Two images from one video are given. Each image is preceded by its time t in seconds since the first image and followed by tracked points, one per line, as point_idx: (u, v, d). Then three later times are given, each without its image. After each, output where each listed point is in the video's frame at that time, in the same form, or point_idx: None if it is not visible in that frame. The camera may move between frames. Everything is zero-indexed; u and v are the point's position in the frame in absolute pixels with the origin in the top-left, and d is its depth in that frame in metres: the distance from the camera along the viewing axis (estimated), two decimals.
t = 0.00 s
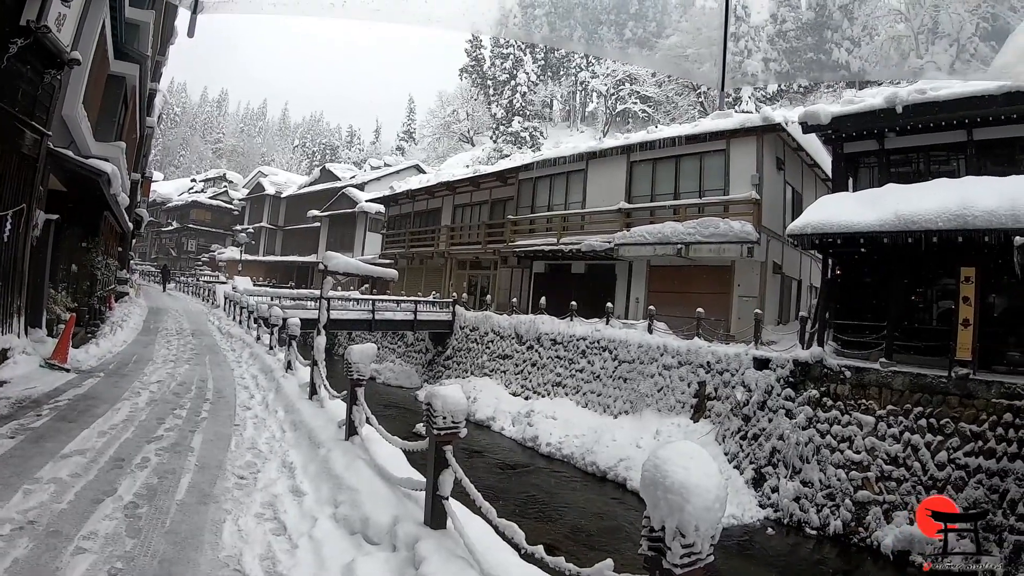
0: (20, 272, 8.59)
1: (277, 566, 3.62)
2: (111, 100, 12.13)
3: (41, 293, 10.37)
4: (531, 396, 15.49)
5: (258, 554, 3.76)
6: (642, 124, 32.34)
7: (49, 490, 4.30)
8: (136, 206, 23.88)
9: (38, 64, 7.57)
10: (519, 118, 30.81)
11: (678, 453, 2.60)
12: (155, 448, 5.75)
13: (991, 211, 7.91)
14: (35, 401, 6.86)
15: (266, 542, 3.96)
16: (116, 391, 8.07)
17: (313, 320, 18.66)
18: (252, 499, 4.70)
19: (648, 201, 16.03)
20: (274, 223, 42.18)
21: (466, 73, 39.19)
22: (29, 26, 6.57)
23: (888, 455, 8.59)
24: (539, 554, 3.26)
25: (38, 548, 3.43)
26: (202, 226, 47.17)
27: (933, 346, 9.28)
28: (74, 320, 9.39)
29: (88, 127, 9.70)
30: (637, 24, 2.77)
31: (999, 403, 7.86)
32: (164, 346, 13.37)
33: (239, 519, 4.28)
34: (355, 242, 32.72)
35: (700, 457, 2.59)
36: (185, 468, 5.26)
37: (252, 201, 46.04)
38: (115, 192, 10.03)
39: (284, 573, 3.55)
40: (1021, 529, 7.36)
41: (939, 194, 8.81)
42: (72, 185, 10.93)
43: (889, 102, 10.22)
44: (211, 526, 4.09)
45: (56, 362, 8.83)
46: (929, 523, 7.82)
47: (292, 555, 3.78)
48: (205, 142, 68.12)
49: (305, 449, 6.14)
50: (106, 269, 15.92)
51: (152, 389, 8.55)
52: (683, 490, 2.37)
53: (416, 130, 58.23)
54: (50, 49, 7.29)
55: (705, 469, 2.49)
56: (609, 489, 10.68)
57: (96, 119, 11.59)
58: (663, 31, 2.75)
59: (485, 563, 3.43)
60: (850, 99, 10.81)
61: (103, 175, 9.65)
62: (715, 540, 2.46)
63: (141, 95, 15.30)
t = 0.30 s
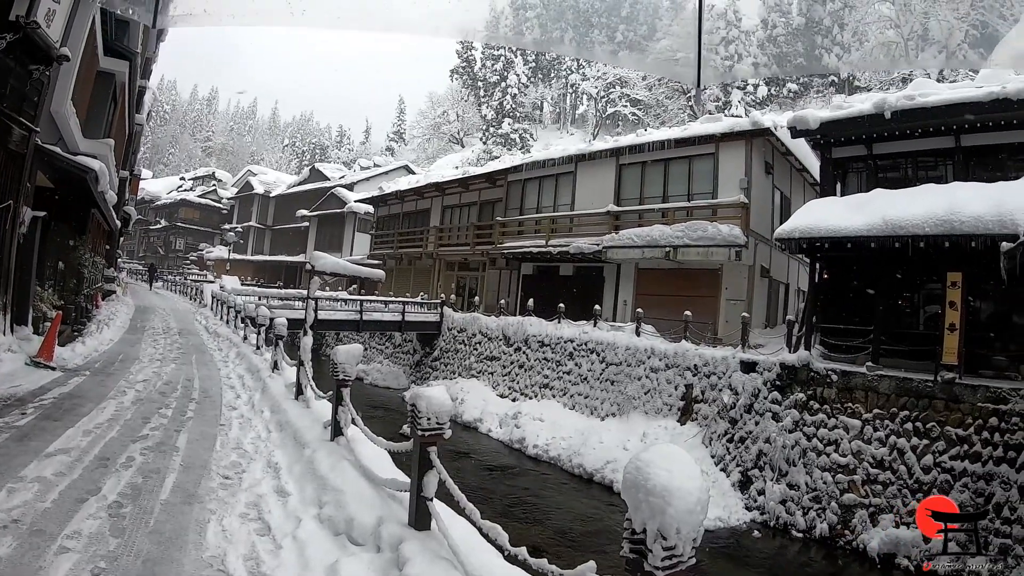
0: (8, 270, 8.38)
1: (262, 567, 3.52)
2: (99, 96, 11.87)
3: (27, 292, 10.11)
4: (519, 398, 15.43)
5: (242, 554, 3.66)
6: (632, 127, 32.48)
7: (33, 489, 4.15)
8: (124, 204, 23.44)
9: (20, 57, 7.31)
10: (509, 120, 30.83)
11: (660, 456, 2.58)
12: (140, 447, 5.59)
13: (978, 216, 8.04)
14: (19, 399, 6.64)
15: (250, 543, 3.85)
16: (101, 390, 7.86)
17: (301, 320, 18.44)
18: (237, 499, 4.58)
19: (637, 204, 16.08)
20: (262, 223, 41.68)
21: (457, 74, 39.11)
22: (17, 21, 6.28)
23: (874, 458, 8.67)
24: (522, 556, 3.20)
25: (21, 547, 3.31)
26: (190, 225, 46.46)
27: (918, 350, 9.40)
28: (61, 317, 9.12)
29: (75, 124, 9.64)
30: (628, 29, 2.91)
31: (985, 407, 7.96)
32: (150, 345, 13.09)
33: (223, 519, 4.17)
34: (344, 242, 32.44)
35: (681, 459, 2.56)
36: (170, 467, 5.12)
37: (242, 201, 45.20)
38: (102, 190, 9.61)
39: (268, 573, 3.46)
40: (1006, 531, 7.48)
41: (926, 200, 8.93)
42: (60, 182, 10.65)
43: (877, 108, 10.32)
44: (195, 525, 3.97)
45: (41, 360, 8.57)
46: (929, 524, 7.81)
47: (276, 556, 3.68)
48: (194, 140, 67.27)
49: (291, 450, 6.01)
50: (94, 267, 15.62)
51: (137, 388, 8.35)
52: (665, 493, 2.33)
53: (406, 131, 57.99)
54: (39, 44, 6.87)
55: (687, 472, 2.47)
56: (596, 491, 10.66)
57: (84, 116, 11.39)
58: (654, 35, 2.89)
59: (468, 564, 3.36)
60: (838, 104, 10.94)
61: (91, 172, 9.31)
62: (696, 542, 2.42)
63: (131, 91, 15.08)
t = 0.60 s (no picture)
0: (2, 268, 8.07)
1: (256, 563, 3.49)
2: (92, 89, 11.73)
3: (20, 288, 9.95)
4: (513, 394, 15.42)
5: (237, 550, 3.63)
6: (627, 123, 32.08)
7: (26, 485, 4.10)
8: (117, 198, 23.19)
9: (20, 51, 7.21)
10: (504, 116, 30.72)
11: (655, 450, 2.57)
12: (134, 443, 5.53)
13: (971, 216, 8.10)
14: (12, 395, 6.55)
15: (244, 538, 3.81)
16: (94, 385, 7.78)
17: (294, 316, 18.33)
18: (231, 495, 4.54)
19: (632, 201, 16.08)
20: (256, 219, 41.38)
21: (452, 69, 38.89)
22: (11, 15, 6.16)
23: (867, 456, 8.75)
24: (517, 551, 3.21)
25: (14, 543, 3.26)
26: (183, 220, 46.04)
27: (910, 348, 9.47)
28: (55, 312, 8.99)
29: (70, 120, 9.65)
30: (625, 25, 2.60)
31: (977, 405, 8.03)
32: (143, 341, 12.97)
33: (218, 514, 4.13)
34: (337, 238, 32.26)
35: (677, 455, 2.55)
36: (164, 463, 5.07)
37: (234, 196, 44.95)
38: (97, 185, 9.53)
39: (263, 568, 3.43)
40: (997, 529, 7.52)
41: (919, 198, 8.99)
42: (53, 176, 10.40)
43: (872, 107, 10.34)
44: (190, 521, 3.94)
45: (35, 356, 8.46)
46: (929, 524, 7.84)
47: (270, 551, 3.65)
48: (186, 134, 66.62)
49: (285, 446, 5.97)
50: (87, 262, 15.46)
51: (131, 384, 8.27)
52: (660, 488, 2.33)
53: (400, 126, 57.65)
54: (34, 38, 6.83)
55: (682, 467, 2.47)
56: (590, 487, 10.69)
57: (77, 111, 11.24)
58: (651, 34, 2.70)
59: (464, 560, 3.36)
60: (833, 104, 10.90)
61: (84, 167, 9.15)
62: (692, 537, 2.43)
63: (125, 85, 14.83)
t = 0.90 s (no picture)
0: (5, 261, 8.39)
1: (259, 555, 3.53)
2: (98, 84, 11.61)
3: (25, 280, 10.11)
4: (515, 389, 15.46)
5: (240, 543, 3.68)
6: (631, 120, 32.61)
7: (31, 478, 4.15)
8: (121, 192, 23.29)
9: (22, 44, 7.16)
10: (508, 110, 30.66)
11: (657, 444, 2.60)
12: (137, 436, 5.59)
13: (975, 213, 8.06)
14: (16, 388, 6.62)
15: (247, 531, 3.86)
16: (98, 379, 7.84)
17: (298, 310, 18.40)
18: (234, 488, 4.59)
19: (635, 196, 16.04)
20: (260, 213, 41.50)
21: (456, 64, 38.76)
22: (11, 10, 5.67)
23: (869, 453, 8.75)
24: (520, 544, 3.25)
25: (19, 536, 3.31)
26: (186, 214, 46.14)
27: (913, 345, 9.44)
28: (58, 306, 9.07)
29: (73, 111, 9.31)
30: (628, 19, 2.68)
31: (980, 403, 8.03)
32: (147, 334, 13.05)
33: (221, 507, 4.18)
34: (341, 233, 32.33)
35: (681, 451, 2.58)
36: (168, 456, 5.12)
37: (238, 190, 45.08)
38: (101, 179, 9.59)
39: (265, 561, 3.47)
40: (999, 527, 7.52)
41: (924, 196, 8.94)
42: (57, 171, 10.55)
43: (876, 103, 10.31)
44: (193, 514, 3.99)
45: (38, 349, 8.55)
46: (929, 524, 7.85)
47: (273, 544, 3.70)
48: (190, 129, 66.69)
49: (288, 439, 6.02)
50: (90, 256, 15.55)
51: (134, 377, 8.34)
52: (663, 482, 2.36)
53: (404, 121, 57.55)
54: (37, 32, 6.81)
55: (684, 462, 2.49)
56: (592, 482, 10.74)
57: (81, 104, 11.36)
58: (653, 28, 2.69)
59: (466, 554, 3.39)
60: (837, 100, 10.85)
61: (87, 161, 9.20)
62: (694, 532, 2.46)
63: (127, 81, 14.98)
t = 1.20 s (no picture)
0: (9, 256, 8.47)
1: (263, 550, 3.58)
2: (100, 78, 11.75)
3: (31, 275, 10.28)
4: (519, 384, 15.49)
5: (244, 537, 3.73)
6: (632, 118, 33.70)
7: (36, 472, 4.21)
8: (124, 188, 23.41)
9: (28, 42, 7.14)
10: (512, 106, 30.64)
11: (661, 440, 2.62)
12: (142, 431, 5.65)
13: (980, 210, 8.00)
14: (21, 383, 6.71)
15: (252, 526, 3.91)
16: (103, 375, 7.92)
17: (302, 305, 18.50)
18: (239, 482, 4.65)
19: (639, 192, 16.00)
20: (264, 209, 41.62)
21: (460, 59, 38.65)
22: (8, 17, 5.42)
23: (873, 449, 8.74)
24: (525, 539, 3.27)
25: (24, 530, 3.36)
26: (190, 210, 46.32)
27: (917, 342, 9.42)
28: (62, 301, 9.16)
29: (77, 109, 9.54)
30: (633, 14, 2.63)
31: (985, 400, 8.02)
32: (153, 330, 13.17)
33: (225, 502, 4.24)
34: (345, 229, 32.40)
35: (687, 446, 2.60)
36: (172, 451, 5.18)
37: (242, 185, 45.22)
38: (106, 175, 9.57)
39: (269, 555, 3.52)
40: (1002, 525, 7.52)
41: (928, 192, 8.89)
42: (61, 167, 10.61)
43: (881, 100, 10.26)
44: (198, 508, 4.05)
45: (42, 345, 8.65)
46: (929, 524, 7.83)
47: (278, 539, 3.75)
48: (195, 125, 66.94)
49: (292, 434, 6.08)
50: (94, 252, 15.68)
51: (139, 373, 8.41)
52: (669, 476, 2.38)
53: (408, 117, 57.49)
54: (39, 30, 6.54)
55: (689, 456, 2.51)
56: (595, 477, 10.79)
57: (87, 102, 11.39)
58: (657, 23, 2.66)
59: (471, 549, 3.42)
60: (842, 95, 10.86)
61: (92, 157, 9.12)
62: (699, 526, 2.49)
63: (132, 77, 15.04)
